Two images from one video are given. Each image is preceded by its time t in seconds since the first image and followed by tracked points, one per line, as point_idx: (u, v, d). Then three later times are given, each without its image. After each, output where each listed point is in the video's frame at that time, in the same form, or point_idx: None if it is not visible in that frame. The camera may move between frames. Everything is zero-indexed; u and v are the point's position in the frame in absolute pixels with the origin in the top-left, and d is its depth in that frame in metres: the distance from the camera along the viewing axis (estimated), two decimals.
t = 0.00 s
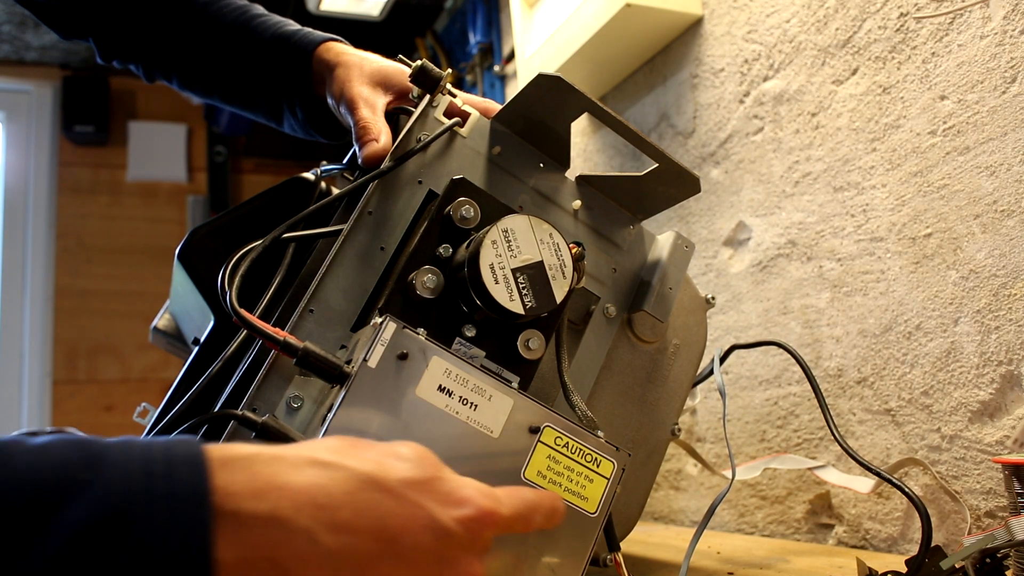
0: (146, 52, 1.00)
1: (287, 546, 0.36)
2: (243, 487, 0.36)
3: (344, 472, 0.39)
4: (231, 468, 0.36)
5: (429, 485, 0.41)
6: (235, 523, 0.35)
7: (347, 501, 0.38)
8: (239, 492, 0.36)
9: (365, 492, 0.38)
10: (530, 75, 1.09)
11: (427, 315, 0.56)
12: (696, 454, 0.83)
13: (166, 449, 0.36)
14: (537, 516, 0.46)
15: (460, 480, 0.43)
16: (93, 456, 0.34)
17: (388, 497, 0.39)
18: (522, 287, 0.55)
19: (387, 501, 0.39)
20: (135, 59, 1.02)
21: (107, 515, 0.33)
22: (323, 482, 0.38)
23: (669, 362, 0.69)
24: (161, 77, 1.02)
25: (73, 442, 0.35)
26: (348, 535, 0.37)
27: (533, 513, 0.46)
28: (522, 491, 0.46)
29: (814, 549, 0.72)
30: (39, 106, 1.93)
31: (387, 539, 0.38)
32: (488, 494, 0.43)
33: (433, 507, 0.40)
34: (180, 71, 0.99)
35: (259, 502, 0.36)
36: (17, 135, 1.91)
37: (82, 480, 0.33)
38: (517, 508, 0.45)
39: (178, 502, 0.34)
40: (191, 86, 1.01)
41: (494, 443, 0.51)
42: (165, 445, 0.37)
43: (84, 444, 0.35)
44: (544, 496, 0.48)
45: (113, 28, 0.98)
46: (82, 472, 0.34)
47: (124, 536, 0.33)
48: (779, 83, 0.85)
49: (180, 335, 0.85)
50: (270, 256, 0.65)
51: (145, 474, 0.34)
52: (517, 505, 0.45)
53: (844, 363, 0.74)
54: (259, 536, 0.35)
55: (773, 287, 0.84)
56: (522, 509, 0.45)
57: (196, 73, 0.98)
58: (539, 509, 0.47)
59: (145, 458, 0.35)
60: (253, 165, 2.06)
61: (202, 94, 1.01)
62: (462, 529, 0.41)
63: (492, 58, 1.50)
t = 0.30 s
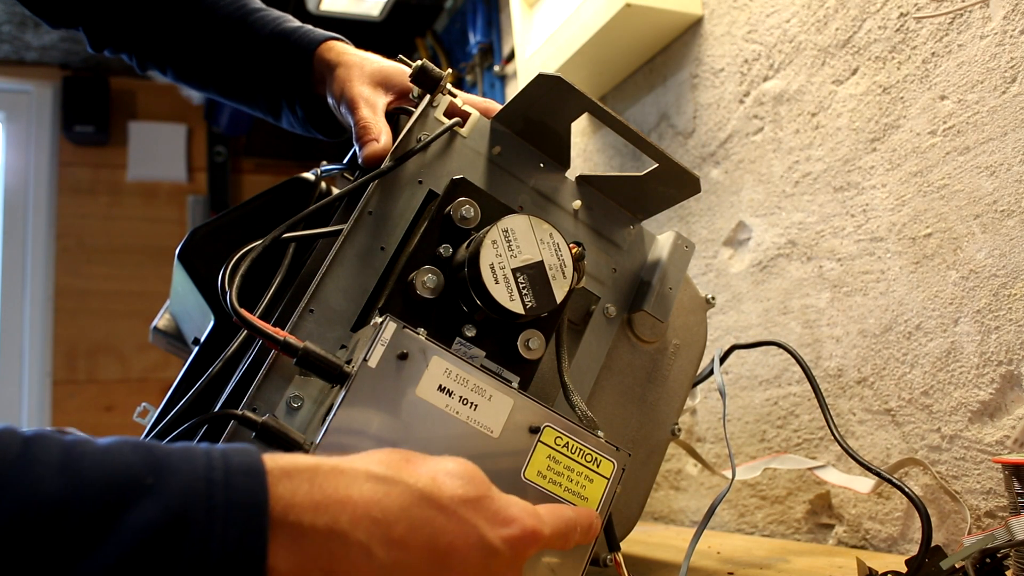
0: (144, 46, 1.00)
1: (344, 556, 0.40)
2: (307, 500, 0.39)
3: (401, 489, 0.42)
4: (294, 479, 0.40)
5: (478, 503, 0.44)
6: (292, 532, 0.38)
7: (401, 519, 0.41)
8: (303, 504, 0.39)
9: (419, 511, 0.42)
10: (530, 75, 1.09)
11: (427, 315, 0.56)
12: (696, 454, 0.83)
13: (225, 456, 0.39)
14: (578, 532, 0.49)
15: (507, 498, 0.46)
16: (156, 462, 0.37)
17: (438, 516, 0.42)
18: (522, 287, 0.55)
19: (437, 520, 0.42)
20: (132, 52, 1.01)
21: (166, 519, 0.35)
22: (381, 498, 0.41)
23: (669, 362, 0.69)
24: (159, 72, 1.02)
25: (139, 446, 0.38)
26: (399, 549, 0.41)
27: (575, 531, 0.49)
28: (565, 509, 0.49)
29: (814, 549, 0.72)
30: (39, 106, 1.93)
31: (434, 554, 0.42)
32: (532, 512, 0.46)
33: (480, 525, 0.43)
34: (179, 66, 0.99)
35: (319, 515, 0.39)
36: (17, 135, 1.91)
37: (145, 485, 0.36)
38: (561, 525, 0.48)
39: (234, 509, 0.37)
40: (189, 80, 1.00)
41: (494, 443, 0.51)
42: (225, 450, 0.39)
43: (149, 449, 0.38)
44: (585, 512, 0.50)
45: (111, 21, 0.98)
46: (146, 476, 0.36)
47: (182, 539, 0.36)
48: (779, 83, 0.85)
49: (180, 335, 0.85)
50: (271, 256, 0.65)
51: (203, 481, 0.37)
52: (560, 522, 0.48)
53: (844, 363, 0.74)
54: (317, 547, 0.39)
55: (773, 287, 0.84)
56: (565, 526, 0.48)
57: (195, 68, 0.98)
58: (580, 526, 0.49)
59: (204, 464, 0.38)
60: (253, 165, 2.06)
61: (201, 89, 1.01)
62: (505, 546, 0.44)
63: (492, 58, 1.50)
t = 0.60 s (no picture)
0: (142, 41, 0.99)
1: (330, 570, 0.40)
2: (293, 514, 0.39)
3: (388, 501, 0.42)
4: (280, 492, 0.40)
5: (467, 513, 0.44)
6: (278, 546, 0.38)
7: (388, 531, 0.41)
8: (289, 518, 0.39)
9: (405, 522, 0.42)
10: (530, 75, 1.09)
11: (427, 315, 0.56)
12: (695, 454, 0.83)
13: (212, 470, 0.38)
14: (571, 538, 0.49)
15: (497, 505, 0.46)
16: (142, 477, 0.37)
17: (426, 528, 0.42)
18: (522, 287, 0.55)
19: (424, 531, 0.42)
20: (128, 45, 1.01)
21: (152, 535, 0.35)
22: (368, 510, 0.41)
23: (669, 362, 0.69)
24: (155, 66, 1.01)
25: (125, 461, 0.38)
26: (385, 562, 0.41)
27: (568, 536, 0.49)
28: (558, 514, 0.49)
29: (814, 549, 0.72)
30: (39, 106, 1.93)
31: (421, 565, 0.42)
32: (522, 519, 0.46)
33: (468, 535, 0.43)
34: (177, 61, 0.99)
35: (305, 530, 0.39)
36: (16, 135, 1.90)
37: (131, 502, 0.36)
38: (553, 531, 0.47)
39: (221, 525, 0.37)
40: (186, 74, 1.00)
41: (494, 443, 0.51)
42: (212, 464, 0.39)
43: (135, 463, 0.38)
44: (579, 516, 0.50)
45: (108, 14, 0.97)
46: (132, 493, 0.36)
47: (168, 556, 0.36)
48: (779, 83, 0.85)
49: (180, 335, 0.86)
50: (271, 256, 0.65)
51: (190, 497, 0.37)
52: (552, 529, 0.47)
53: (844, 363, 0.74)
54: (303, 561, 0.39)
55: (773, 287, 0.84)
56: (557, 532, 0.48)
57: (193, 63, 0.98)
58: (574, 530, 0.49)
59: (191, 479, 0.38)
60: (253, 165, 2.06)
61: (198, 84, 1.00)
62: (494, 556, 0.44)
63: (492, 58, 1.50)
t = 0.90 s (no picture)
0: (142, 36, 0.99)
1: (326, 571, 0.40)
2: (289, 515, 0.39)
3: (384, 502, 0.42)
4: (275, 493, 0.40)
5: (463, 514, 0.44)
6: (274, 548, 0.38)
7: (384, 532, 0.41)
8: (285, 519, 0.39)
9: (401, 523, 0.42)
10: (530, 75, 1.09)
11: (427, 315, 0.56)
12: (696, 454, 0.83)
13: (207, 473, 0.38)
14: (568, 538, 0.49)
15: (494, 506, 0.46)
16: (137, 481, 0.37)
17: (422, 527, 0.42)
18: (522, 287, 0.55)
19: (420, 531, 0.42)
20: (127, 40, 1.00)
21: (147, 539, 0.35)
22: (364, 511, 0.41)
23: (669, 362, 0.69)
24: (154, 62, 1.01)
25: (121, 464, 0.38)
26: (382, 562, 0.41)
27: (567, 535, 0.49)
28: (556, 513, 0.49)
29: (814, 549, 0.72)
30: (39, 106, 1.93)
31: (418, 564, 0.42)
32: (520, 519, 0.46)
33: (464, 535, 0.43)
34: (177, 57, 0.99)
35: (301, 531, 0.39)
36: (16, 134, 1.90)
37: (125, 505, 0.36)
38: (550, 532, 0.47)
39: (216, 528, 0.37)
40: (186, 70, 1.00)
41: (494, 443, 0.51)
42: (207, 467, 0.39)
43: (130, 466, 0.38)
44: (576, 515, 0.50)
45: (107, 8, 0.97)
46: (126, 496, 0.36)
47: (162, 559, 0.35)
48: (779, 83, 0.85)
49: (180, 335, 0.86)
50: (271, 256, 0.65)
51: (185, 500, 0.37)
52: (548, 529, 0.47)
53: (844, 363, 0.74)
54: (298, 562, 0.39)
55: (773, 287, 0.84)
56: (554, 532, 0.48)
57: (193, 59, 0.98)
58: (572, 529, 0.49)
59: (186, 482, 0.37)
60: (252, 165, 2.06)
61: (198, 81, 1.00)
62: (490, 556, 0.44)
63: (492, 57, 1.50)
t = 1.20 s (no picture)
0: (142, 35, 0.99)
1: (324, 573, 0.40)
2: (288, 517, 0.39)
3: (383, 503, 0.42)
4: (274, 495, 0.40)
5: (462, 515, 0.44)
6: (272, 550, 0.38)
7: (383, 533, 0.41)
8: (283, 521, 0.39)
9: (400, 524, 0.42)
10: (530, 75, 1.09)
11: (427, 315, 0.56)
12: (696, 454, 0.83)
13: (206, 474, 0.38)
14: (568, 538, 0.49)
15: (493, 507, 0.46)
16: (135, 483, 0.37)
17: (421, 528, 0.42)
18: (522, 287, 0.55)
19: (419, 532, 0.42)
20: (127, 39, 1.00)
21: (147, 540, 0.35)
22: (363, 512, 0.41)
23: (669, 361, 0.69)
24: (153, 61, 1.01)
25: (120, 465, 0.38)
26: (380, 563, 0.41)
27: (567, 535, 0.49)
28: (556, 513, 0.49)
29: (814, 549, 0.72)
30: (39, 106, 1.93)
31: (417, 565, 0.42)
32: (519, 520, 0.46)
33: (462, 536, 0.43)
34: (177, 56, 0.99)
35: (299, 532, 0.39)
36: (16, 134, 1.90)
37: (124, 507, 0.36)
38: (550, 532, 0.48)
39: (214, 530, 0.36)
40: (186, 70, 1.00)
41: (494, 443, 0.51)
42: (206, 468, 0.39)
43: (129, 468, 0.38)
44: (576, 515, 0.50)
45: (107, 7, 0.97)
46: (125, 498, 0.36)
47: (161, 561, 0.35)
48: (779, 83, 0.85)
49: (180, 335, 0.86)
50: (271, 256, 0.65)
51: (183, 501, 0.37)
52: (548, 529, 0.47)
53: (844, 363, 0.74)
54: (297, 563, 0.39)
55: (773, 287, 0.84)
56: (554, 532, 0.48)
57: (193, 59, 0.98)
58: (572, 529, 0.49)
59: (185, 484, 0.37)
60: (252, 165, 2.06)
61: (198, 80, 1.00)
62: (489, 557, 0.44)
63: (492, 58, 1.50)
